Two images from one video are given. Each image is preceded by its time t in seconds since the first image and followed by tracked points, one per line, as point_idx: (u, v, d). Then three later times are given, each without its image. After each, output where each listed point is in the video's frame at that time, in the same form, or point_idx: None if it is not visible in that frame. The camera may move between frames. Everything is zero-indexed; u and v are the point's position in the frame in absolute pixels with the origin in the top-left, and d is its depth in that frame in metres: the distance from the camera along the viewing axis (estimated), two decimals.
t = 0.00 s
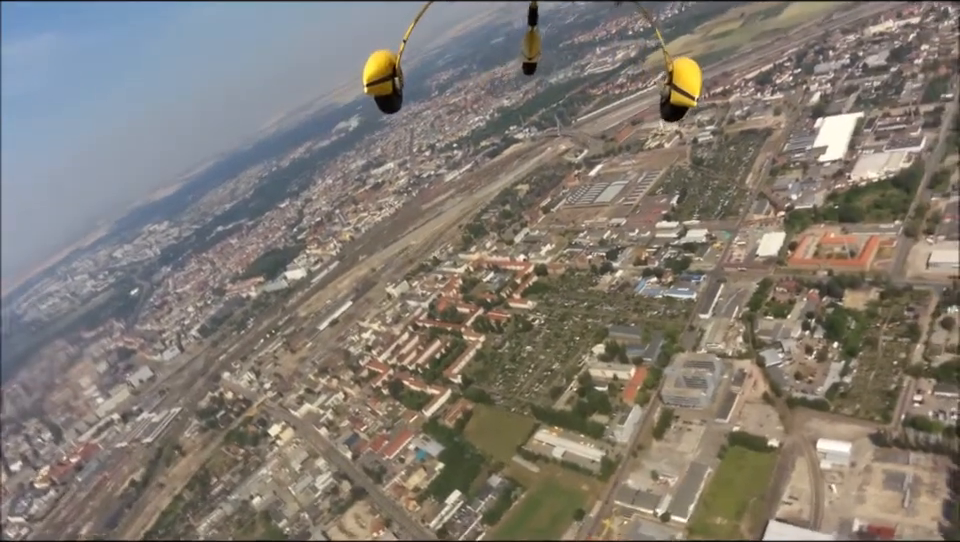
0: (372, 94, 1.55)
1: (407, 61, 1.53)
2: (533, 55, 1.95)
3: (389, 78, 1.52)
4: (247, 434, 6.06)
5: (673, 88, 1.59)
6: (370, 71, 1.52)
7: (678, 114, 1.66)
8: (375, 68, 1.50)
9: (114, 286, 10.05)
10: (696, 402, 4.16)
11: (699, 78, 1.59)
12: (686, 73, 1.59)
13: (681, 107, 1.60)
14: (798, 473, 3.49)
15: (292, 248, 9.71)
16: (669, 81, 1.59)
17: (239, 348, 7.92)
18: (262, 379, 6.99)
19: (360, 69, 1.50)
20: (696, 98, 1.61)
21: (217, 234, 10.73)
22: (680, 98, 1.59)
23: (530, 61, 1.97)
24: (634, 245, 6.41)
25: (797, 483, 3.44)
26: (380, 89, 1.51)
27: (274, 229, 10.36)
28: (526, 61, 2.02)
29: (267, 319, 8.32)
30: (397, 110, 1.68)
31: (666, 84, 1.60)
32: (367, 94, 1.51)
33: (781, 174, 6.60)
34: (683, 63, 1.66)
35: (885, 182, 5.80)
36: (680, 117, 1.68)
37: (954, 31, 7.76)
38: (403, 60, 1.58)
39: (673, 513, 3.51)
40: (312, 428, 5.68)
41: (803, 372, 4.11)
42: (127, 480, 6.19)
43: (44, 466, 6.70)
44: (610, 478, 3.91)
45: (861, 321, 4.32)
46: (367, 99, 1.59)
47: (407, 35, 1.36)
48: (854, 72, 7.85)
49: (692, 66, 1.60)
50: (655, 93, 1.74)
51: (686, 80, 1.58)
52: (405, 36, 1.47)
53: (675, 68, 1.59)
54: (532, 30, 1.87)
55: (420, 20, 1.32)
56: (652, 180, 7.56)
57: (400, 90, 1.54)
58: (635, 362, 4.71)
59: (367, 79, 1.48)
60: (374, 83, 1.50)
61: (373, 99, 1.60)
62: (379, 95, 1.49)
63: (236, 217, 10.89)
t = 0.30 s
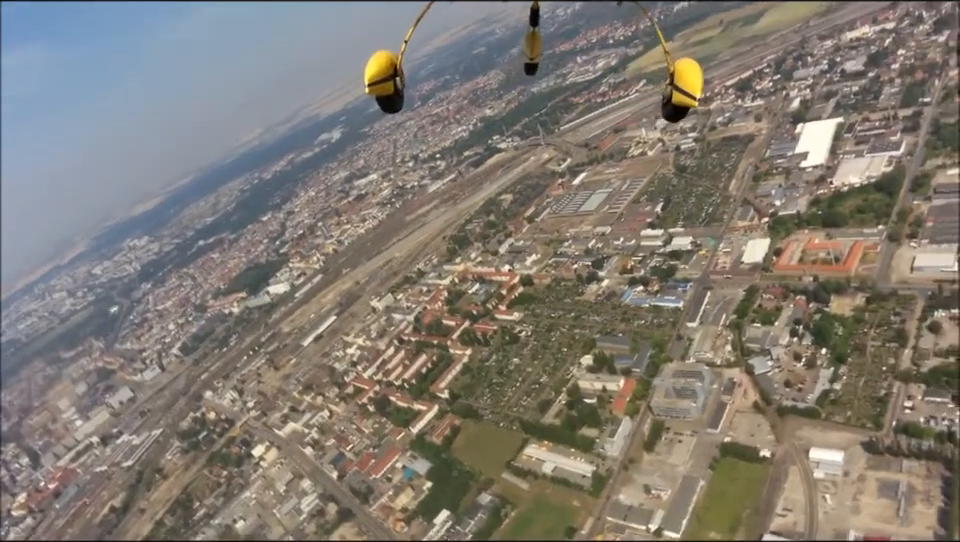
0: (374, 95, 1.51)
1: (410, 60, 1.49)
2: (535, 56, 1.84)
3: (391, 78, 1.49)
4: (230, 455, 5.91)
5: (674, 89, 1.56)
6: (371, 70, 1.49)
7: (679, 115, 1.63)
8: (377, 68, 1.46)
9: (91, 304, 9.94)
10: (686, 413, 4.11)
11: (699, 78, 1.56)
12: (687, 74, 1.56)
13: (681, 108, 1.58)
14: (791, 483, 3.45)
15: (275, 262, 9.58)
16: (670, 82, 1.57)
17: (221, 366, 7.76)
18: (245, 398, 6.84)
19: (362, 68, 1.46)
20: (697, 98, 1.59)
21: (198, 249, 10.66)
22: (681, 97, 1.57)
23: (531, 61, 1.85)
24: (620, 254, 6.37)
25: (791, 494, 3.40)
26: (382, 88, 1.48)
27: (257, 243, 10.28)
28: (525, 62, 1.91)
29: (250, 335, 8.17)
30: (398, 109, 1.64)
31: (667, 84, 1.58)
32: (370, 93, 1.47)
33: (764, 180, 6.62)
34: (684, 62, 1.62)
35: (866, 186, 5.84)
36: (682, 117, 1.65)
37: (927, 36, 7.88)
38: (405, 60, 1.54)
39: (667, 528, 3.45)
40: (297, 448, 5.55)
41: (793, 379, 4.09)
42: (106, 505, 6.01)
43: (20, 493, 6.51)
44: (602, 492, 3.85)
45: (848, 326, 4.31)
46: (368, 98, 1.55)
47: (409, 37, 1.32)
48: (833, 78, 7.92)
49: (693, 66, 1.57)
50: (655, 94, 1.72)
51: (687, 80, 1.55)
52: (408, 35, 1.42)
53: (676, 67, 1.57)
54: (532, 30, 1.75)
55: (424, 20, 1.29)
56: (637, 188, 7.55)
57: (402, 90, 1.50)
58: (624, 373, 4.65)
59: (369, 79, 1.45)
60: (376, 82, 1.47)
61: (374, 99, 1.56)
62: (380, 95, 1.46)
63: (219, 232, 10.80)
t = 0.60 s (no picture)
0: (372, 96, 1.49)
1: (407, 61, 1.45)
2: (533, 57, 1.65)
3: (389, 78, 1.46)
4: (210, 478, 5.74)
5: (673, 92, 1.49)
6: (370, 70, 1.47)
7: (679, 117, 1.55)
8: (375, 68, 1.44)
9: (67, 323, 9.67)
10: (674, 426, 4.07)
11: (697, 80, 1.49)
12: (685, 75, 1.49)
13: (679, 110, 1.51)
14: (783, 496, 3.42)
15: (254, 278, 9.43)
16: (667, 84, 1.50)
17: (200, 386, 7.56)
18: (225, 419, 6.67)
19: (359, 69, 1.45)
20: (696, 99, 1.51)
21: (177, 266, 10.60)
22: (679, 99, 1.50)
23: (529, 63, 1.65)
24: (603, 265, 6.34)
25: (784, 507, 3.36)
26: (379, 90, 1.46)
27: (236, 259, 10.14)
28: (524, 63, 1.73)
29: (229, 354, 8.00)
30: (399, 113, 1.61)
31: (664, 87, 1.51)
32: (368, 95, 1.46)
33: (745, 189, 6.65)
34: (684, 62, 1.55)
35: (846, 194, 5.89)
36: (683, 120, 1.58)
37: (900, 45, 8.14)
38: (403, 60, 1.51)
39: None
40: (279, 470, 5.41)
41: (781, 390, 4.07)
42: (81, 534, 5.79)
43: None
44: (593, 509, 3.78)
45: (833, 335, 4.32)
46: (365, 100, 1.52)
47: (406, 38, 1.30)
48: (808, 87, 8.00)
49: (692, 67, 1.50)
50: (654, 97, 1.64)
51: (686, 82, 1.49)
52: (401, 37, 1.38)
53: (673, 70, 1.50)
54: (528, 31, 1.58)
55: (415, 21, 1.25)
56: (618, 199, 7.45)
57: (400, 90, 1.47)
58: (610, 386, 4.60)
59: (365, 79, 1.44)
60: (374, 84, 1.45)
61: (373, 102, 1.52)
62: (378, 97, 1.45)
63: (197, 248, 10.86)
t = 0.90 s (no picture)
0: (376, 96, 1.66)
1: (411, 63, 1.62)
2: (536, 57, 1.81)
3: (392, 80, 1.62)
4: (192, 497, 5.60)
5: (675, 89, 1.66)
6: (374, 72, 1.64)
7: (680, 114, 1.72)
8: (379, 71, 1.60)
9: (46, 339, 9.30)
10: (665, 437, 4.00)
11: (699, 77, 1.65)
12: (687, 73, 1.65)
13: (683, 107, 1.67)
14: (776, 507, 3.36)
15: (239, 290, 9.30)
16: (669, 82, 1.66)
17: (183, 402, 7.41)
18: (209, 435, 6.53)
19: (365, 71, 1.62)
20: (698, 98, 1.68)
21: (160, 278, 10.47)
22: (680, 97, 1.66)
23: (532, 63, 1.83)
24: (591, 273, 6.28)
25: (776, 519, 3.31)
26: (383, 90, 1.62)
27: (220, 271, 10.04)
28: (527, 64, 1.88)
29: (213, 369, 7.85)
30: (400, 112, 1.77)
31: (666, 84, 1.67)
32: (370, 95, 1.63)
33: (731, 194, 6.62)
34: (684, 63, 1.72)
35: (832, 197, 5.89)
36: (683, 117, 1.74)
37: (881, 44, 8.18)
38: (406, 63, 1.68)
39: None
40: (263, 488, 5.28)
41: (771, 398, 4.03)
42: None
43: None
44: (583, 524, 3.71)
45: (823, 341, 4.30)
46: (372, 101, 1.69)
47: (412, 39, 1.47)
48: (792, 89, 7.99)
49: (694, 67, 1.67)
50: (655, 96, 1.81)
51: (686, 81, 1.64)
52: (407, 39, 1.56)
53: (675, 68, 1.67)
54: (532, 31, 1.74)
55: (424, 22, 1.43)
56: (604, 206, 7.42)
57: (403, 91, 1.62)
58: (600, 397, 4.54)
59: (371, 81, 1.59)
60: (378, 84, 1.61)
61: (378, 102, 1.69)
62: (382, 96, 1.61)
63: (180, 260, 10.76)
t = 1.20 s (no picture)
0: (374, 96, 1.55)
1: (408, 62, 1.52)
2: (534, 56, 1.70)
3: (390, 79, 1.52)
4: (173, 520, 5.44)
5: (675, 88, 1.56)
6: (371, 71, 1.53)
7: (679, 114, 1.61)
8: (377, 69, 1.50)
9: (24, 358, 9.43)
10: (655, 449, 3.94)
11: (698, 76, 1.55)
12: (686, 72, 1.55)
13: (681, 105, 1.57)
14: (769, 519, 3.30)
15: (220, 304, 9.13)
16: (671, 80, 1.56)
17: (164, 421, 7.22)
18: (190, 455, 6.36)
19: (361, 70, 1.51)
20: (696, 96, 1.58)
21: (140, 293, 10.21)
22: (680, 96, 1.56)
23: (529, 61, 1.71)
24: (576, 281, 6.23)
25: (769, 531, 3.25)
26: (380, 90, 1.52)
27: (201, 284, 9.85)
28: (525, 63, 1.77)
29: (194, 386, 7.68)
30: (397, 113, 1.67)
31: (668, 83, 1.57)
32: (369, 94, 1.52)
33: (714, 199, 6.62)
34: (683, 61, 1.61)
35: (814, 201, 5.91)
36: (683, 117, 1.64)
37: (858, 48, 8.26)
38: (404, 61, 1.57)
39: None
40: (247, 510, 5.13)
41: (761, 407, 4.00)
42: None
43: None
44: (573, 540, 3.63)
45: (810, 347, 4.27)
46: (370, 100, 1.59)
47: (407, 36, 1.36)
48: (772, 92, 8.00)
49: (693, 65, 1.55)
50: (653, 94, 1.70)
51: (687, 80, 1.55)
52: (407, 37, 1.45)
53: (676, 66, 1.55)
54: (529, 29, 1.63)
55: (421, 20, 1.32)
56: (587, 212, 7.42)
57: (400, 91, 1.53)
58: (588, 409, 4.46)
59: (368, 80, 1.50)
60: (376, 84, 1.51)
61: (375, 102, 1.59)
62: (380, 96, 1.51)
63: (161, 274, 10.56)
